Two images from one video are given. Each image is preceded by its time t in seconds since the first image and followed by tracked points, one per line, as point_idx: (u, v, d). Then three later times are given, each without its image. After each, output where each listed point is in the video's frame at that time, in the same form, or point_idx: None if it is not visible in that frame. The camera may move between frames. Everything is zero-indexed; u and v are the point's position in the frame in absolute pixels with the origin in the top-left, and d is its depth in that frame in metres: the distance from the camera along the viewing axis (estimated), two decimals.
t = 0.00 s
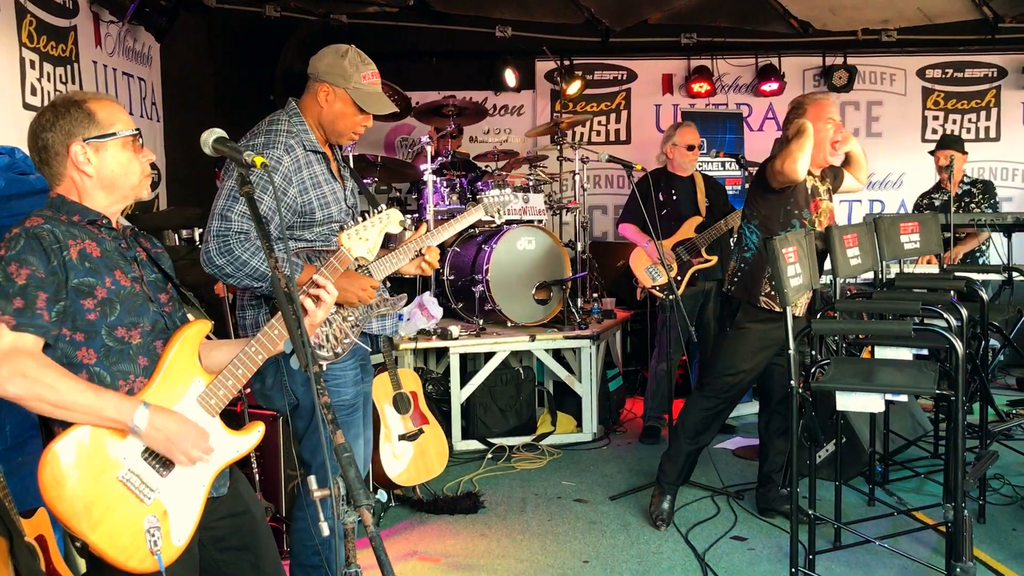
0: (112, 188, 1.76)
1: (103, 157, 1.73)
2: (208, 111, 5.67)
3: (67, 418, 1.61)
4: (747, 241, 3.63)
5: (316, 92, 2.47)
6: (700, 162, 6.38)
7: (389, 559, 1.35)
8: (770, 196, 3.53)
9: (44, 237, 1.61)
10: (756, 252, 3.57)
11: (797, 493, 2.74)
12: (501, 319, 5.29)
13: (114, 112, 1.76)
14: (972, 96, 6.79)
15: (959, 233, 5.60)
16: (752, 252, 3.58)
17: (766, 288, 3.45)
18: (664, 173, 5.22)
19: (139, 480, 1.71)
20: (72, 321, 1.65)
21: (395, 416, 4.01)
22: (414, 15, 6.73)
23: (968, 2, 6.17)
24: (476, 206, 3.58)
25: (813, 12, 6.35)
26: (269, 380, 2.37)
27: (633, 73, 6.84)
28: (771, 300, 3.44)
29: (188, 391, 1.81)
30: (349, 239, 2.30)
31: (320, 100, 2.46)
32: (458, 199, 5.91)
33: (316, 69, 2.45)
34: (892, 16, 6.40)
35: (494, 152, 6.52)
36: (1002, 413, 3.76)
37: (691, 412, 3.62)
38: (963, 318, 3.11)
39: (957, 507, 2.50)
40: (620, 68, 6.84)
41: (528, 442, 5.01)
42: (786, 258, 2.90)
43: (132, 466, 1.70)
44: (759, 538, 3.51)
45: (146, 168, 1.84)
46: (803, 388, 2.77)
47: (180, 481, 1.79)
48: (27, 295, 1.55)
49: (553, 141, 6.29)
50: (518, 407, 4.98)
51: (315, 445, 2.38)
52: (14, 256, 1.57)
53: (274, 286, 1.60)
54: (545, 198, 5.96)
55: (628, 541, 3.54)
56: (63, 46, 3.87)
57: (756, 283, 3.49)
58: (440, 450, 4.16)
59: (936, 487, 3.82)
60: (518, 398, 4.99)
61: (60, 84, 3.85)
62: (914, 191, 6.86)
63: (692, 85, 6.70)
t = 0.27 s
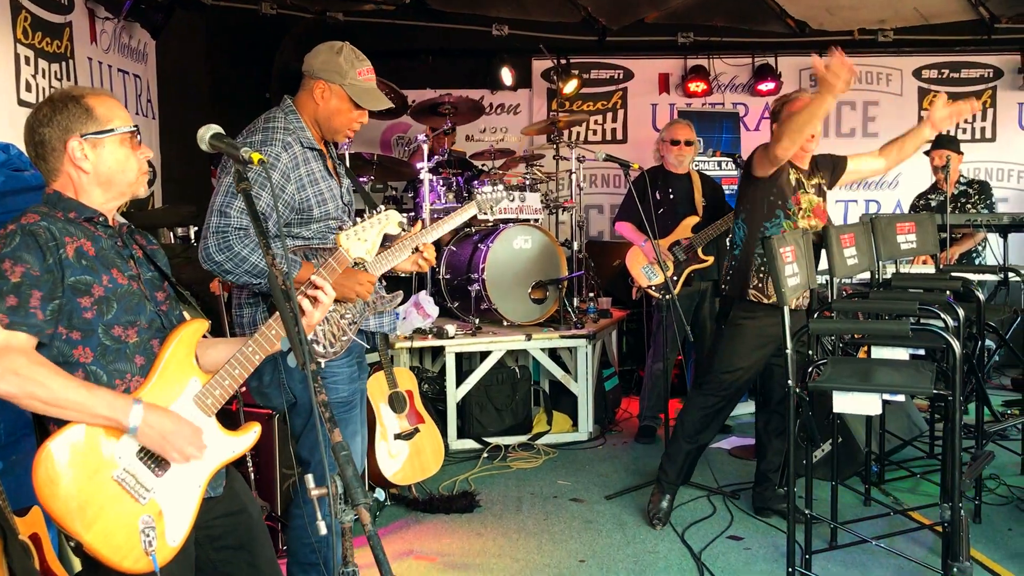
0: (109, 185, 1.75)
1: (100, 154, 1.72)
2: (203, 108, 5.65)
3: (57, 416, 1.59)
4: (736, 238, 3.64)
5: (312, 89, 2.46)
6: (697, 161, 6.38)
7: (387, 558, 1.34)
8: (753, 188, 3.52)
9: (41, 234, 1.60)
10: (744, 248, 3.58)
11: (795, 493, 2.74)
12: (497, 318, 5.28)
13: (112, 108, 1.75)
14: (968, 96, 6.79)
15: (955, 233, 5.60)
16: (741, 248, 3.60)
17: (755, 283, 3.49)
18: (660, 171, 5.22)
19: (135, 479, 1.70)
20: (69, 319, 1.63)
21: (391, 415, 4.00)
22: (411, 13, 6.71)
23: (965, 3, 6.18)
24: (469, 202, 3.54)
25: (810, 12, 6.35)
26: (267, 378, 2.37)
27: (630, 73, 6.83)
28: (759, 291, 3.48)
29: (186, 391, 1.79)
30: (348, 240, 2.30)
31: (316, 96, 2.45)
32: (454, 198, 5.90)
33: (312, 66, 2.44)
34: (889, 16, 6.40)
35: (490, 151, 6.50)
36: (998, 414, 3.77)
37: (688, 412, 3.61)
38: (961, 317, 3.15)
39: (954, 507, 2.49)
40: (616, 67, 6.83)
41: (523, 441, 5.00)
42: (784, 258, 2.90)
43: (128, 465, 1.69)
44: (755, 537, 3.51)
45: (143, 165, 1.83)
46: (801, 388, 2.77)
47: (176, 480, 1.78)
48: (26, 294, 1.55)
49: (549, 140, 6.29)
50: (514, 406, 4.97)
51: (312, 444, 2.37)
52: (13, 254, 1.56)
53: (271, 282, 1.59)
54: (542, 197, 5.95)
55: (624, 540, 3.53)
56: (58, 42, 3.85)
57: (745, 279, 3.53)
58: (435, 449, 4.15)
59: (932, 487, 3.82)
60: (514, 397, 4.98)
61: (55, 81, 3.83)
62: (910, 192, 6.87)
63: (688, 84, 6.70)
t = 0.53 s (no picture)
0: (107, 181, 1.73)
1: (99, 149, 1.70)
2: (200, 105, 5.63)
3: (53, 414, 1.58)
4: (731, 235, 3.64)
5: (309, 87, 2.44)
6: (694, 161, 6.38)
7: (387, 557, 1.34)
8: (746, 185, 3.53)
9: (37, 231, 1.59)
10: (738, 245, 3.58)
11: (792, 493, 2.73)
12: (494, 317, 5.28)
13: (111, 103, 1.73)
14: (964, 97, 6.80)
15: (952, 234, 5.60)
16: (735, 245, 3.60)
17: (747, 278, 3.50)
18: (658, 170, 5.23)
19: (132, 479, 1.69)
20: (66, 318, 1.62)
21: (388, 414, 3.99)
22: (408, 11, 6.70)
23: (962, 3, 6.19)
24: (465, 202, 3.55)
25: (808, 12, 6.35)
26: (264, 377, 2.36)
27: (627, 72, 6.83)
28: (751, 289, 3.48)
29: (184, 390, 1.79)
30: (347, 240, 2.31)
31: (314, 94, 2.43)
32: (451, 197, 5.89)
33: (308, 64, 2.42)
34: (886, 17, 6.41)
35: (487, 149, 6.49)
36: (994, 414, 3.77)
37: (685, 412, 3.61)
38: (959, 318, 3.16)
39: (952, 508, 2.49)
40: (614, 66, 6.83)
41: (520, 440, 5.00)
42: (782, 257, 2.90)
43: (125, 465, 1.67)
44: (752, 537, 3.50)
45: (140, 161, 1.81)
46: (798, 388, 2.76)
47: (173, 480, 1.77)
48: (18, 292, 1.53)
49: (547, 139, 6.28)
50: (510, 405, 4.97)
51: (311, 442, 2.36)
52: (6, 251, 1.54)
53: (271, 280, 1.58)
54: (539, 196, 5.94)
55: (621, 540, 3.52)
56: (54, 38, 3.83)
57: (738, 273, 3.54)
58: (432, 448, 4.14)
59: (928, 487, 3.82)
60: (510, 396, 4.97)
61: (51, 77, 3.81)
62: (906, 192, 6.87)
63: (686, 83, 6.69)
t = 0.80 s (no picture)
0: (101, 179, 1.72)
1: (93, 146, 1.69)
2: (196, 104, 5.62)
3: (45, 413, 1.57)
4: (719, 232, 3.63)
5: (307, 87, 2.44)
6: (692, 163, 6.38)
7: (385, 557, 1.33)
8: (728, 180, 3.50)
9: (28, 230, 1.59)
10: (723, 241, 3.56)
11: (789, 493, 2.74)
12: (490, 317, 5.27)
13: (105, 100, 1.72)
14: (960, 99, 6.81)
15: (948, 235, 5.61)
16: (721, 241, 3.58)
17: (734, 274, 3.49)
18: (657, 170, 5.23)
19: (126, 479, 1.68)
20: (58, 317, 1.61)
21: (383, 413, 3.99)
22: (405, 11, 6.70)
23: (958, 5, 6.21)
24: (464, 203, 3.64)
25: (804, 13, 6.36)
26: (263, 377, 2.37)
27: (624, 72, 6.83)
28: (737, 285, 3.48)
29: (178, 389, 1.78)
30: (340, 238, 2.29)
31: (313, 94, 2.43)
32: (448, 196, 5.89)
33: (307, 64, 2.42)
34: (882, 19, 6.42)
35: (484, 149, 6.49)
36: (989, 416, 3.78)
37: (681, 412, 3.61)
38: (955, 319, 3.17)
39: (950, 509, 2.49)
40: (610, 66, 6.83)
41: (515, 440, 5.00)
42: (780, 258, 2.90)
43: (119, 465, 1.67)
44: (748, 538, 3.50)
45: (135, 160, 1.80)
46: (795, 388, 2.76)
47: (167, 480, 1.76)
48: (8, 290, 1.52)
49: (543, 139, 6.27)
50: (506, 405, 4.97)
51: (310, 443, 2.36)
52: None
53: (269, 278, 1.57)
54: (535, 196, 5.94)
55: (617, 540, 3.52)
56: (50, 35, 3.81)
57: (724, 270, 3.53)
58: (428, 448, 4.13)
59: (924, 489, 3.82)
60: (506, 396, 4.98)
61: (47, 75, 3.79)
62: (902, 194, 6.88)
63: (682, 84, 6.69)
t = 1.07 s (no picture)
0: (93, 180, 1.72)
1: (84, 146, 1.69)
2: (193, 103, 5.61)
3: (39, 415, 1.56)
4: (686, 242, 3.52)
5: (310, 86, 2.44)
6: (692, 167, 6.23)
7: (384, 558, 1.31)
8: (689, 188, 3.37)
9: (19, 231, 1.57)
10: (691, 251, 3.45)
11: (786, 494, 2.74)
12: (487, 318, 5.27)
13: (96, 100, 1.72)
14: (956, 101, 6.83)
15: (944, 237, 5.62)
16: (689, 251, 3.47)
17: (705, 282, 3.40)
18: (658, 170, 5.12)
19: (123, 480, 1.67)
20: (49, 318, 1.60)
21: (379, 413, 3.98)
22: (402, 11, 6.69)
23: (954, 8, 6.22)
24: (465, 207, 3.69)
25: (801, 16, 6.38)
26: (264, 377, 2.38)
27: (620, 74, 6.84)
28: (709, 292, 3.40)
29: (173, 389, 1.76)
30: (332, 236, 2.30)
31: (316, 93, 2.43)
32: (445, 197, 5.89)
33: (310, 62, 2.43)
34: (878, 21, 6.44)
35: (481, 150, 6.49)
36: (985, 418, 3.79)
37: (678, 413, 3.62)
38: (951, 322, 3.18)
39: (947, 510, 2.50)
40: (607, 68, 6.83)
41: (512, 441, 5.00)
42: (777, 260, 2.91)
43: (116, 466, 1.66)
44: (745, 539, 3.51)
45: (127, 160, 1.79)
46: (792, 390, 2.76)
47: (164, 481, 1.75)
48: None
49: (540, 140, 6.28)
50: (502, 406, 4.97)
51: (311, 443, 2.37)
52: None
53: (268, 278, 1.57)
54: (532, 197, 5.95)
55: (613, 540, 3.52)
56: (46, 34, 3.81)
57: (694, 278, 3.43)
58: (424, 448, 4.13)
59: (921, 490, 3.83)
60: (503, 397, 4.98)
61: (43, 74, 3.79)
62: (898, 196, 6.90)
63: (679, 86, 6.70)
